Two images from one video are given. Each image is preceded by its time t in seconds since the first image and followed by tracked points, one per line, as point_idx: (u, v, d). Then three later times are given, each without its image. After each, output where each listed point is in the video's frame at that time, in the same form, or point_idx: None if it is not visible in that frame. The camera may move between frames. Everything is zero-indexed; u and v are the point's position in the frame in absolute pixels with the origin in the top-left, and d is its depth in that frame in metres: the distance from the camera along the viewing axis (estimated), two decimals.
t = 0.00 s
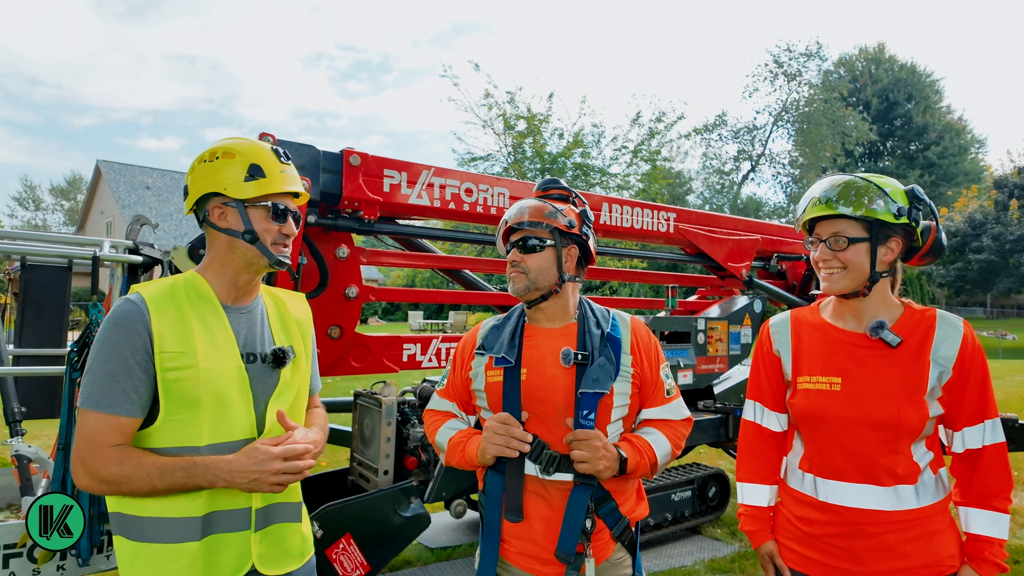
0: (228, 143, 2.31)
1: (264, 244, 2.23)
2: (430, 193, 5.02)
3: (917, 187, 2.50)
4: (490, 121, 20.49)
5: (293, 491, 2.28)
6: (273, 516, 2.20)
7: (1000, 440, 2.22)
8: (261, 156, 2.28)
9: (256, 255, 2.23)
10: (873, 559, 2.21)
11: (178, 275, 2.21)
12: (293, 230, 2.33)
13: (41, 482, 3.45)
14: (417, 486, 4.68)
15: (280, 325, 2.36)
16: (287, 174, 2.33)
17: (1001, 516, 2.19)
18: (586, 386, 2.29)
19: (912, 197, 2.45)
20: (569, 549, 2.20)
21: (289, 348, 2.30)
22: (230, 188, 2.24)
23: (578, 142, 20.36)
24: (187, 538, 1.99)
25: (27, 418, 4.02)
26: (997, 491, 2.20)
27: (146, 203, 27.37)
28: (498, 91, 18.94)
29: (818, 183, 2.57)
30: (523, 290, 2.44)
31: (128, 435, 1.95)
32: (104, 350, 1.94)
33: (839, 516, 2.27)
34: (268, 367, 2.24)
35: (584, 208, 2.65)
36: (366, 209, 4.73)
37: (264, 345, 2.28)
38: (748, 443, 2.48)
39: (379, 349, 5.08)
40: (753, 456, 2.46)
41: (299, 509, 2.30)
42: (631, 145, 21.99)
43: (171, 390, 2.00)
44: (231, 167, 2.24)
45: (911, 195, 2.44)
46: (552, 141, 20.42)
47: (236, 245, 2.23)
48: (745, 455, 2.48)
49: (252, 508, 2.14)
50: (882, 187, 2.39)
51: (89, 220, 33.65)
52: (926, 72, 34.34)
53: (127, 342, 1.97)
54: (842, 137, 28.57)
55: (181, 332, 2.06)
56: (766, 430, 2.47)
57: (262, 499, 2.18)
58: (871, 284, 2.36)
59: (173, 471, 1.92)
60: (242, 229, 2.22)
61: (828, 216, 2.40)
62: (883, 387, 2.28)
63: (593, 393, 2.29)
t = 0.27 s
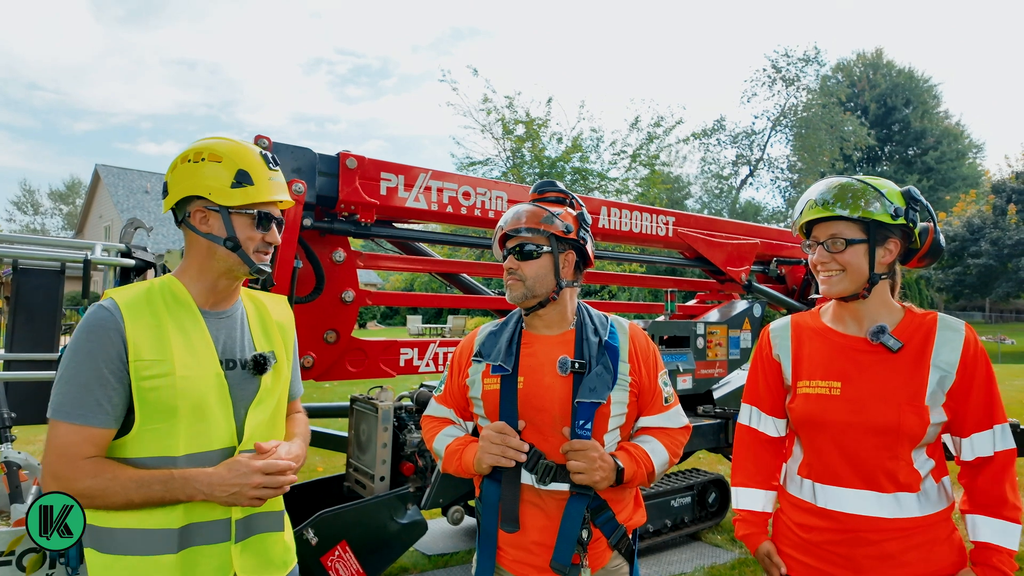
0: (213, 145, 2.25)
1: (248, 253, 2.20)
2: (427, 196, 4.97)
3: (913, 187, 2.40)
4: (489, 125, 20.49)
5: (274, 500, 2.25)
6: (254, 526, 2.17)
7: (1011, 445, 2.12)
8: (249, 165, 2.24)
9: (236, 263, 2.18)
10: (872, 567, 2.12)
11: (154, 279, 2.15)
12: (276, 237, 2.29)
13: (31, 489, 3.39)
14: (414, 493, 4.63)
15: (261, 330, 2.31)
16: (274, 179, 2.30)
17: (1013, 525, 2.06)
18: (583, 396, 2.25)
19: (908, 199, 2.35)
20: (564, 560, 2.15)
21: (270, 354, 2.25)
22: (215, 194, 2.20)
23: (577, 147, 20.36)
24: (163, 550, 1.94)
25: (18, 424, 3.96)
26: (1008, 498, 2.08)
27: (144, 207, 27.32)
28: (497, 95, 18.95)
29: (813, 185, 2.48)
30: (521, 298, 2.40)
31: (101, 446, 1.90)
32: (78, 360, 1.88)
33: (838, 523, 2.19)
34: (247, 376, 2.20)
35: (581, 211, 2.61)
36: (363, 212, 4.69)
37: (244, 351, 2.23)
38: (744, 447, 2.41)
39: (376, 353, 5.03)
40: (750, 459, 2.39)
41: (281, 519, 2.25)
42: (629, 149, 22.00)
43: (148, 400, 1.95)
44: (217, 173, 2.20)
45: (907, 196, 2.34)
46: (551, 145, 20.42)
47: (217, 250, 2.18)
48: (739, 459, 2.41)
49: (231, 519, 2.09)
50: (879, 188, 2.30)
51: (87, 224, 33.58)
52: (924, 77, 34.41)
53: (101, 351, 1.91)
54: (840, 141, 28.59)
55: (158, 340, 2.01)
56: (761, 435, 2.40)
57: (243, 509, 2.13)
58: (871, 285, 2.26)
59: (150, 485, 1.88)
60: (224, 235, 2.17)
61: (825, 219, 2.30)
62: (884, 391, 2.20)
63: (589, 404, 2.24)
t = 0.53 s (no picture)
0: (192, 149, 2.19)
1: (229, 261, 2.16)
2: (427, 199, 4.94)
3: (920, 191, 2.37)
4: (488, 129, 20.48)
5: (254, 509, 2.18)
6: (231, 539, 2.10)
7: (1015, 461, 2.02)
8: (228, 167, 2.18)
9: (217, 272, 2.15)
10: None
11: (131, 285, 2.11)
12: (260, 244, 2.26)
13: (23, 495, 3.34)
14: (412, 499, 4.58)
15: (242, 340, 2.25)
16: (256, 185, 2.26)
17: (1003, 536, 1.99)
18: (583, 403, 2.21)
19: (915, 203, 2.32)
20: (563, 568, 2.10)
21: (247, 364, 2.20)
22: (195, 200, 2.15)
23: (576, 150, 20.35)
24: (133, 565, 1.91)
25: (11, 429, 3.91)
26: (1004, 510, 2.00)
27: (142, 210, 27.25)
28: (496, 99, 18.94)
29: (819, 189, 2.44)
30: (522, 304, 2.36)
31: (69, 459, 1.87)
32: (45, 371, 1.85)
33: (837, 530, 2.13)
34: (223, 386, 2.14)
35: (585, 215, 2.57)
36: (361, 215, 4.65)
37: (222, 361, 2.18)
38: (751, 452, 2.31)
39: (374, 357, 4.99)
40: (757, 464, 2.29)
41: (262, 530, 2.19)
42: (628, 152, 21.99)
43: (117, 412, 1.91)
44: (197, 179, 2.15)
45: (914, 200, 2.31)
46: (550, 148, 20.41)
47: (196, 259, 2.14)
48: (749, 466, 2.30)
49: (205, 532, 2.04)
50: (887, 192, 2.26)
51: (85, 228, 33.53)
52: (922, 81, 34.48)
53: (68, 364, 1.87)
54: (838, 145, 28.62)
55: (129, 351, 1.96)
56: (766, 441, 2.30)
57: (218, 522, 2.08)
58: (879, 290, 2.22)
59: (111, 504, 1.83)
60: (204, 243, 2.14)
61: (832, 223, 2.26)
62: (890, 397, 2.11)
63: (591, 410, 2.20)
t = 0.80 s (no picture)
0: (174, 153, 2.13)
1: (214, 270, 2.12)
2: (429, 203, 4.91)
3: (935, 196, 2.35)
4: (487, 132, 20.46)
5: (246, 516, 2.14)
6: (224, 546, 2.06)
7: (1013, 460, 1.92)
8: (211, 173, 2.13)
9: (201, 280, 2.12)
10: None
11: (111, 291, 2.07)
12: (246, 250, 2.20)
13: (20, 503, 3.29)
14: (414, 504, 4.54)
15: (229, 344, 2.22)
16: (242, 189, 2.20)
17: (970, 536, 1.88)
18: (593, 409, 2.17)
19: (930, 207, 2.29)
20: None
21: (234, 370, 2.16)
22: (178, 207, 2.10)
23: (575, 154, 20.34)
24: None
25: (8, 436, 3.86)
26: (977, 510, 1.90)
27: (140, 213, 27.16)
28: (495, 102, 18.93)
29: (833, 192, 2.42)
30: (530, 309, 2.33)
31: (48, 475, 1.81)
32: (23, 385, 1.80)
33: (856, 539, 2.05)
34: (209, 394, 2.11)
35: (593, 219, 2.54)
36: (363, 218, 4.61)
37: (208, 368, 2.15)
38: (782, 459, 2.17)
39: (375, 361, 4.95)
40: (794, 472, 2.14)
41: (254, 536, 2.15)
42: (627, 156, 21.98)
43: (100, 425, 1.86)
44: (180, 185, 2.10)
45: (928, 204, 2.28)
46: (549, 152, 20.39)
47: (179, 268, 2.10)
48: (787, 474, 2.14)
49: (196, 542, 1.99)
50: (901, 195, 2.23)
51: (83, 231, 33.47)
52: (920, 85, 34.56)
53: (47, 377, 1.82)
54: (837, 149, 28.66)
55: (112, 361, 1.92)
56: (787, 448, 2.18)
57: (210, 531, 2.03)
58: (893, 293, 2.18)
59: (93, 522, 1.79)
60: (188, 251, 2.08)
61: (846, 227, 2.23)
62: (904, 403, 2.07)
63: (601, 416, 2.17)
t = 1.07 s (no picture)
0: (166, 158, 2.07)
1: (206, 276, 2.07)
2: (431, 205, 4.87)
3: (946, 197, 2.31)
4: (486, 136, 20.44)
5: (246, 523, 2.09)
6: (225, 553, 2.01)
7: None
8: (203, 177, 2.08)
9: (194, 284, 2.06)
10: None
11: (97, 294, 2.00)
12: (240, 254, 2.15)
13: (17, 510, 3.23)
14: (415, 510, 4.49)
15: (221, 345, 2.18)
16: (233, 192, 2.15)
17: (984, 548, 1.83)
18: (603, 414, 2.13)
19: (942, 208, 2.26)
20: None
21: (229, 373, 2.12)
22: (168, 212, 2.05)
23: (574, 157, 20.31)
24: None
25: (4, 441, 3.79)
26: (989, 520, 1.85)
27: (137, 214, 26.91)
28: (494, 105, 18.91)
29: (842, 194, 2.38)
30: (539, 313, 2.29)
31: (42, 488, 1.77)
32: (12, 397, 1.75)
33: (873, 548, 2.01)
34: (204, 398, 2.06)
35: (601, 222, 2.51)
36: (365, 221, 4.57)
37: (202, 371, 2.10)
38: (797, 469, 2.12)
39: (377, 365, 4.90)
40: (809, 482, 2.09)
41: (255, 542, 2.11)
42: (626, 159, 21.96)
43: (92, 435, 1.81)
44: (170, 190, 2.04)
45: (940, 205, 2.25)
46: (548, 155, 20.37)
47: (171, 272, 2.05)
48: (802, 484, 2.10)
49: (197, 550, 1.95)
50: (913, 197, 2.20)
51: (80, 235, 33.38)
52: (917, 89, 34.64)
53: (36, 388, 1.77)
54: (835, 153, 28.69)
55: (102, 368, 1.87)
56: (802, 455, 2.13)
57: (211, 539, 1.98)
58: (910, 293, 2.14)
59: (91, 533, 1.74)
60: (180, 258, 2.04)
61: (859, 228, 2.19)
62: (919, 408, 2.03)
63: (611, 421, 2.13)
